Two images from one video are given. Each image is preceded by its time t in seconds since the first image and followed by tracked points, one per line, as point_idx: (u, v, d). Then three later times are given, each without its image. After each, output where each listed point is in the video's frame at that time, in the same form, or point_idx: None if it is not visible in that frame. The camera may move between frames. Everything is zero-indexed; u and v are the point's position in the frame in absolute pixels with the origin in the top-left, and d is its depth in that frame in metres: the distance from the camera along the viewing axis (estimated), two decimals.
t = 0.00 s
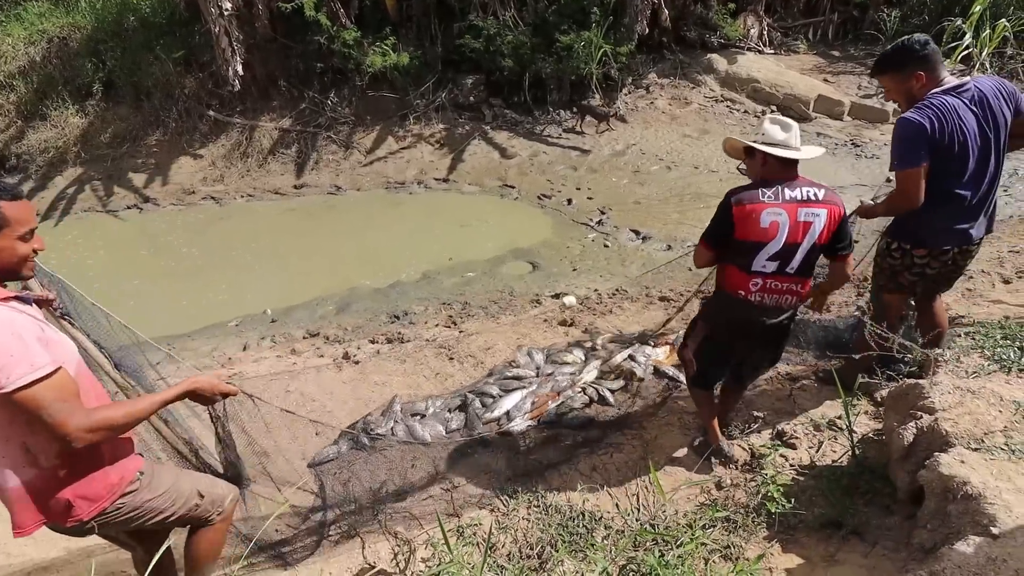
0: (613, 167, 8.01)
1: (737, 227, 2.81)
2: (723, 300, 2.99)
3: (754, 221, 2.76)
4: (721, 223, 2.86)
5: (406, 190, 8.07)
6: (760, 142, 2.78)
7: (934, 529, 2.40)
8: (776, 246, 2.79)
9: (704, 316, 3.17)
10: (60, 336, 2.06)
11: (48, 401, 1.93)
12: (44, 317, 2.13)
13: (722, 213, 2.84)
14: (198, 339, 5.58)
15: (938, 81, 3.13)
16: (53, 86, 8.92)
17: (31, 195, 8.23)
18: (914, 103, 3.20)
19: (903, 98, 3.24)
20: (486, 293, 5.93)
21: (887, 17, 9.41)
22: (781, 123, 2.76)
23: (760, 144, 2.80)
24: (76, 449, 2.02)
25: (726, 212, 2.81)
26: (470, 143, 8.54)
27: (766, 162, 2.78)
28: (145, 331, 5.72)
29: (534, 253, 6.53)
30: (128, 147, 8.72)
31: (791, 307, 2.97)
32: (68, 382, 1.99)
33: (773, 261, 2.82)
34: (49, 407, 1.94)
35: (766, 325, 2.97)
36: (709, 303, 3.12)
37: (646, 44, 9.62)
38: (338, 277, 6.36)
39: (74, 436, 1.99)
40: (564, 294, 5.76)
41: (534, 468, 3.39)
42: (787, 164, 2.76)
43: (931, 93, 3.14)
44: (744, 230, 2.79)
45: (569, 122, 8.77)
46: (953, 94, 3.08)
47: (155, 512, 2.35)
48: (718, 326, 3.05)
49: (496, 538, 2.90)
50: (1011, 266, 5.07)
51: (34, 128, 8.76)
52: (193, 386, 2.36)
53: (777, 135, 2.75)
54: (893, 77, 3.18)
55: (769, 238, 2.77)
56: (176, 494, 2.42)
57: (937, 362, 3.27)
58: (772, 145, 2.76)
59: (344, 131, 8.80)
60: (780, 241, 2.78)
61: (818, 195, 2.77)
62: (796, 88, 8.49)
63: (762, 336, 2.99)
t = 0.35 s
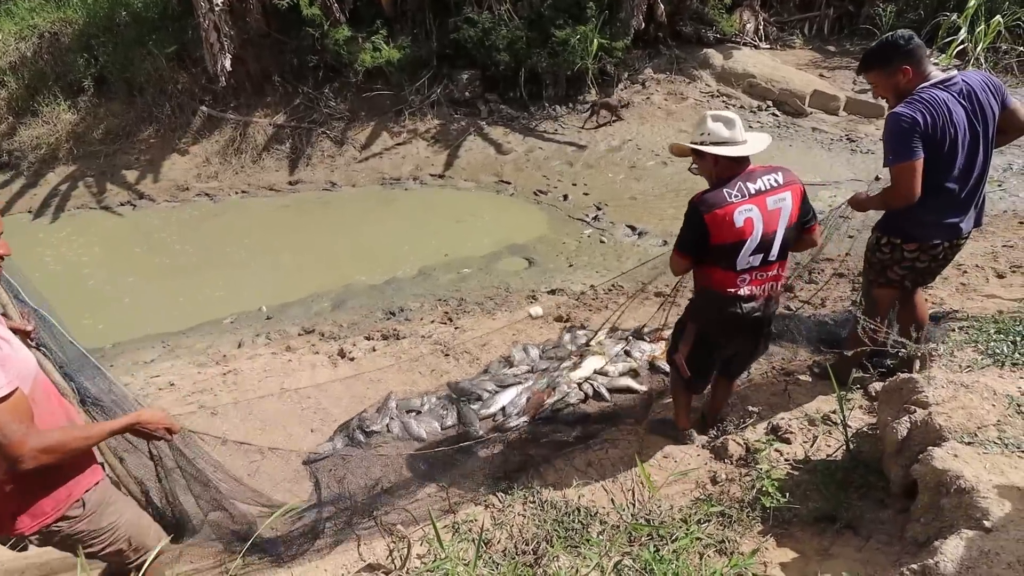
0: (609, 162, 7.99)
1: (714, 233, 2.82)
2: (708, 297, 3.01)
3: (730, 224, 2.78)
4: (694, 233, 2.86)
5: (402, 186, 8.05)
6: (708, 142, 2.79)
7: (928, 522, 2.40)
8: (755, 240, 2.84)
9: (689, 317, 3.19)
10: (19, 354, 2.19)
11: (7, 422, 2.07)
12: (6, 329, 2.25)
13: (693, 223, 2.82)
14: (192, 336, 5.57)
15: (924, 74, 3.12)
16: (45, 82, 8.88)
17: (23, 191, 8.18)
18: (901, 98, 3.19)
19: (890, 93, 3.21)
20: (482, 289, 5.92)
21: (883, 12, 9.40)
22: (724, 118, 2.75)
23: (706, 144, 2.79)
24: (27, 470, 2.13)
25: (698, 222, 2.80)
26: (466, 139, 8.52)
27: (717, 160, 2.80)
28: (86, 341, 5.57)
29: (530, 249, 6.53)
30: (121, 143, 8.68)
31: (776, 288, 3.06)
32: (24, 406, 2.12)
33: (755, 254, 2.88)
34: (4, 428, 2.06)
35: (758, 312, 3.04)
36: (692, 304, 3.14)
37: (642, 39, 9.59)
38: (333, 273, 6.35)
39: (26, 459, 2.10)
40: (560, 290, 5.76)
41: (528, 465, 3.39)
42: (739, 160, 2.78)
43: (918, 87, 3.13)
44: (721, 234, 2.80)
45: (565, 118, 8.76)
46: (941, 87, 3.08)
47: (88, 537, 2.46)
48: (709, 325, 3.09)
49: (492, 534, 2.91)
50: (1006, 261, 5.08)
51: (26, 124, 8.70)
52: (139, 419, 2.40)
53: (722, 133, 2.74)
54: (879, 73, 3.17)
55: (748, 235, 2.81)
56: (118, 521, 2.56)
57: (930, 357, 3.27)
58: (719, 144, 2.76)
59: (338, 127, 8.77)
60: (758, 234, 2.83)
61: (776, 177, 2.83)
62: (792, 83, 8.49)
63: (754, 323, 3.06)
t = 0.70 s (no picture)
0: (605, 158, 7.98)
1: (679, 231, 2.84)
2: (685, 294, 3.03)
3: (694, 221, 2.79)
4: (660, 232, 2.88)
5: (398, 183, 8.04)
6: (669, 142, 2.79)
7: (921, 517, 2.42)
8: (723, 234, 2.84)
9: (670, 314, 3.21)
10: None
11: None
12: None
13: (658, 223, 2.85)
14: (187, 334, 5.56)
15: (930, 69, 3.13)
16: (37, 79, 8.84)
17: (16, 189, 8.15)
18: (906, 93, 3.20)
19: (896, 88, 3.22)
20: (478, 286, 5.92)
21: (878, 7, 9.40)
22: (682, 115, 2.75)
23: (666, 143, 2.80)
24: None
25: (663, 222, 2.83)
26: (461, 136, 8.52)
27: (679, 160, 2.81)
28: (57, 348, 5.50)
29: (527, 246, 6.52)
30: (114, 141, 8.65)
31: (753, 277, 3.06)
32: None
33: (726, 247, 2.89)
34: None
35: (736, 304, 3.04)
36: (671, 300, 3.16)
37: (637, 35, 9.57)
38: (330, 271, 6.35)
39: None
40: (556, 286, 5.77)
41: (523, 461, 3.40)
42: (699, 159, 2.78)
43: (924, 81, 3.14)
44: (687, 232, 2.82)
45: (561, 114, 8.76)
46: (947, 81, 3.09)
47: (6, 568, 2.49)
48: (689, 321, 3.11)
49: (487, 531, 2.93)
50: (999, 256, 5.10)
51: (18, 121, 8.66)
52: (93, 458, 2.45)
53: (682, 131, 2.75)
54: (884, 68, 3.18)
55: (714, 231, 2.82)
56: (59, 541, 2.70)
57: (924, 352, 3.28)
58: (680, 144, 2.76)
59: (333, 124, 8.75)
60: (725, 228, 2.83)
61: (740, 170, 2.83)
62: (787, 79, 8.49)
63: (733, 315, 3.06)
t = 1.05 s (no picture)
0: (601, 155, 7.98)
1: (669, 229, 2.85)
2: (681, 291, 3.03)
3: (683, 217, 2.81)
4: (650, 231, 2.90)
5: (394, 180, 8.04)
6: (651, 146, 2.84)
7: (913, 512, 2.43)
8: (713, 228, 2.86)
9: (670, 314, 3.20)
10: None
11: None
12: None
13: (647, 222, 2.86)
14: (182, 333, 5.55)
15: (962, 62, 3.09)
16: (28, 77, 8.79)
17: (9, 188, 8.11)
18: (935, 87, 3.16)
19: (926, 83, 3.17)
20: (474, 284, 5.92)
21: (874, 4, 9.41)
22: (659, 119, 2.78)
23: (647, 147, 2.85)
24: None
25: (652, 221, 2.84)
26: (456, 133, 8.51)
27: (659, 163, 2.87)
28: (45, 352, 5.46)
29: (523, 243, 6.53)
30: (108, 139, 8.62)
31: (748, 270, 3.07)
32: None
33: (717, 240, 2.90)
34: None
35: (734, 298, 3.04)
36: (669, 300, 3.15)
37: (633, 31, 9.55)
38: (327, 268, 6.34)
39: None
40: (552, 284, 5.77)
41: (518, 458, 3.41)
42: (679, 159, 2.83)
43: (955, 75, 3.10)
44: (677, 228, 2.84)
45: (556, 111, 8.75)
46: (978, 76, 3.08)
47: None
48: (689, 318, 3.11)
49: (483, 528, 2.95)
50: (993, 252, 5.13)
51: (10, 119, 8.61)
52: (62, 489, 2.51)
53: (659, 136, 2.79)
54: (916, 61, 3.12)
55: (703, 225, 2.83)
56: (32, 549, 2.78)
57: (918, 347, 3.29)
58: (658, 148, 2.81)
59: (328, 121, 8.73)
60: (714, 221, 2.85)
61: (721, 164, 2.86)
62: (783, 76, 8.50)
63: (733, 309, 3.06)
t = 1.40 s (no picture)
0: (597, 153, 7.99)
1: (678, 223, 2.84)
2: (690, 286, 3.02)
3: (692, 210, 2.80)
4: (659, 226, 2.88)
5: (389, 178, 8.03)
6: (658, 145, 2.89)
7: (906, 506, 2.45)
8: (720, 221, 2.87)
9: (675, 312, 3.18)
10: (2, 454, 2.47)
11: None
12: None
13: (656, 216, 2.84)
14: (177, 333, 5.54)
15: (986, 54, 3.07)
16: (21, 76, 8.75)
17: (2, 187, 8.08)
18: (960, 79, 3.12)
19: (949, 75, 3.13)
20: (470, 283, 5.92)
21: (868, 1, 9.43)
22: (664, 119, 2.83)
23: (656, 147, 2.90)
24: None
25: (662, 215, 2.81)
26: (452, 131, 8.51)
27: (664, 160, 2.91)
28: (40, 351, 5.44)
29: (519, 241, 6.54)
30: (102, 138, 8.59)
31: (751, 267, 3.09)
32: None
33: (723, 235, 2.91)
34: None
35: (739, 293, 3.05)
36: (675, 298, 3.13)
37: (629, 29, 9.53)
38: (323, 267, 6.34)
39: None
40: (548, 282, 5.78)
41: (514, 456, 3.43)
42: (683, 155, 2.87)
43: (981, 66, 3.08)
44: (687, 221, 2.82)
45: (552, 109, 8.76)
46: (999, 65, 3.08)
47: None
48: (696, 315, 3.08)
49: (479, 526, 2.97)
50: (987, 248, 5.16)
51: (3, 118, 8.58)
52: (55, 532, 2.39)
53: (666, 135, 2.85)
54: (941, 54, 3.07)
55: (711, 218, 2.83)
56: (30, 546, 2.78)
57: (911, 343, 3.31)
58: (666, 146, 2.85)
59: (323, 119, 8.72)
60: (721, 215, 2.86)
61: (726, 163, 2.89)
62: (778, 73, 8.51)
63: (737, 306, 3.07)
